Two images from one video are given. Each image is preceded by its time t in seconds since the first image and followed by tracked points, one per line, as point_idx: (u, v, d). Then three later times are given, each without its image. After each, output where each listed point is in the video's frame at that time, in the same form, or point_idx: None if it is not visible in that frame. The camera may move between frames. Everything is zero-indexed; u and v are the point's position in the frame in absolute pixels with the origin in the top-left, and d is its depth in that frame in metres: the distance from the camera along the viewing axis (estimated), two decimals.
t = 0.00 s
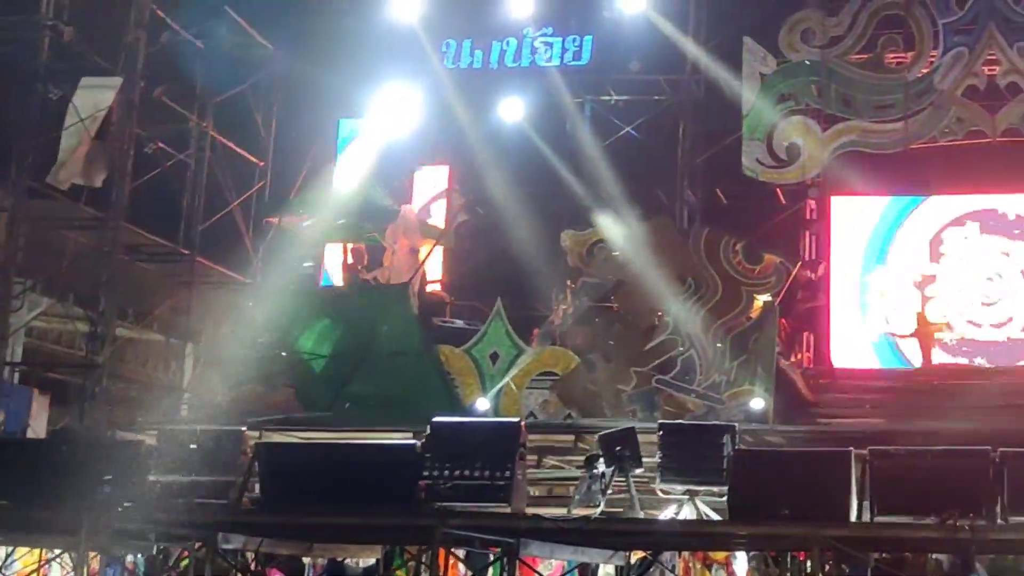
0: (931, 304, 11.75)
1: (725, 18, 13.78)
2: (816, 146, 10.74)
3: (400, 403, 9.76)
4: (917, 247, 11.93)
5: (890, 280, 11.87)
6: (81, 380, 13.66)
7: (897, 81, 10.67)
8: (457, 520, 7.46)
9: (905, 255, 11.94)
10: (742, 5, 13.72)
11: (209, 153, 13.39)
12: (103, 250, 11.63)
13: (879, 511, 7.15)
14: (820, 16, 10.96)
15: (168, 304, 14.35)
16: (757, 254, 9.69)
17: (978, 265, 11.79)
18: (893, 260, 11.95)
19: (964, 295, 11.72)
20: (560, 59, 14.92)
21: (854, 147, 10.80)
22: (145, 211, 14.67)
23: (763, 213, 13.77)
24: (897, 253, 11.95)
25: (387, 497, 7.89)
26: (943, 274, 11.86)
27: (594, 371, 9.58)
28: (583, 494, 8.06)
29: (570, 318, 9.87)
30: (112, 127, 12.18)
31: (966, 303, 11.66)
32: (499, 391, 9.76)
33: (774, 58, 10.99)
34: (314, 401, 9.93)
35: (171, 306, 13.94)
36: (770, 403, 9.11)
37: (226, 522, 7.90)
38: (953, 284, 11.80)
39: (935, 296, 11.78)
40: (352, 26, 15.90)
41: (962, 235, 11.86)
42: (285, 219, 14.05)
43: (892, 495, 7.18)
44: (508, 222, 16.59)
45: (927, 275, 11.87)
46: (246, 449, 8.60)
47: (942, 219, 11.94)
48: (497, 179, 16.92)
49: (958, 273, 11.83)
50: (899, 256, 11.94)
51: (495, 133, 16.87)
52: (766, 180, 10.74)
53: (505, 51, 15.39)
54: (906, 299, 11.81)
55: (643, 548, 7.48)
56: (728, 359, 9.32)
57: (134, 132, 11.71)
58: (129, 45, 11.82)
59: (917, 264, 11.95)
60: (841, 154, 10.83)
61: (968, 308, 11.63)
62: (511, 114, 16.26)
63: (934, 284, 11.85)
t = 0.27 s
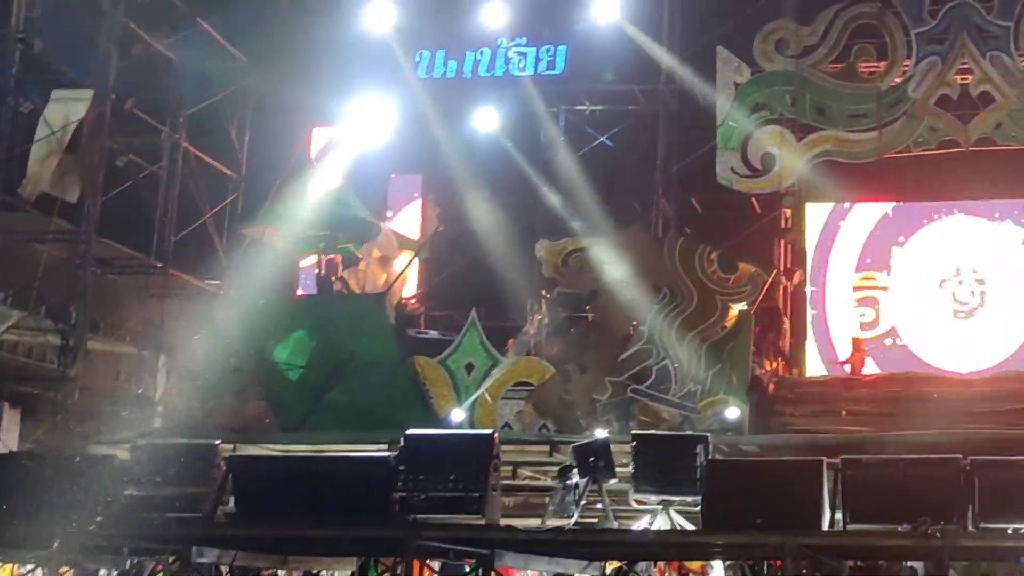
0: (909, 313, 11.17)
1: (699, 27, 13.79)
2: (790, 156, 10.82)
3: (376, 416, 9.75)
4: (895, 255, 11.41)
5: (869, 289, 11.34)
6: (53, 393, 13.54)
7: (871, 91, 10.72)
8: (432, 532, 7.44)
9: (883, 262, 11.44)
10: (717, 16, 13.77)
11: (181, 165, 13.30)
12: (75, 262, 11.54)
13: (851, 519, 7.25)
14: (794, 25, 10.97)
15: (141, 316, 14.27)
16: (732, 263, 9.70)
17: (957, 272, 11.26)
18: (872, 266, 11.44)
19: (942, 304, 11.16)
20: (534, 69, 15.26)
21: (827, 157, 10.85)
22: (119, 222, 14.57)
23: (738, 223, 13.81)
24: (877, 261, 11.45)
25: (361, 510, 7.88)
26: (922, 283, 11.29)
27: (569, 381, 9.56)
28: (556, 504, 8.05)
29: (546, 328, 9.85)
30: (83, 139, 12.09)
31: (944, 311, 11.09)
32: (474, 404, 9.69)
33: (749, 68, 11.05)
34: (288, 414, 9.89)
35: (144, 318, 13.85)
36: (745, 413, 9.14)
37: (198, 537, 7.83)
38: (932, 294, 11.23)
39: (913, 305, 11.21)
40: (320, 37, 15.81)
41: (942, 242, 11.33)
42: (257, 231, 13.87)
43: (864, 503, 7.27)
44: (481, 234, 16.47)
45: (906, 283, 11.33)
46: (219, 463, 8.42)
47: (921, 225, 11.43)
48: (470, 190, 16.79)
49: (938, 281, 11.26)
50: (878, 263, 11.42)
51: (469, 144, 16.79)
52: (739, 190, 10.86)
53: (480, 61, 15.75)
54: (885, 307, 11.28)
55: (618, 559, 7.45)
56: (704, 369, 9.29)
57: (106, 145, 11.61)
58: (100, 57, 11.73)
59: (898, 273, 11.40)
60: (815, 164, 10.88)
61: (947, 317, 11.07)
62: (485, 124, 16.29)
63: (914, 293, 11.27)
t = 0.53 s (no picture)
0: (895, 320, 11.82)
1: (681, 35, 13.78)
2: (773, 164, 10.90)
3: (357, 422, 9.65)
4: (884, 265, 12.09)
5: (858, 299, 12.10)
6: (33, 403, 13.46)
7: (852, 99, 10.78)
8: (416, 541, 7.53)
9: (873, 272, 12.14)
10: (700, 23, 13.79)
11: (162, 173, 13.22)
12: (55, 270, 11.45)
13: (830, 526, 7.30)
14: (775, 33, 11.00)
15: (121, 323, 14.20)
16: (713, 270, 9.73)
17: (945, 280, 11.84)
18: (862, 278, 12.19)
19: (929, 310, 11.73)
20: (516, 77, 15.13)
21: (809, 165, 10.91)
22: (100, 229, 14.50)
23: (720, 229, 13.87)
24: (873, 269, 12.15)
25: (341, 518, 7.83)
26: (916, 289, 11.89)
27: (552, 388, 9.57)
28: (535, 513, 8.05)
29: (528, 335, 9.85)
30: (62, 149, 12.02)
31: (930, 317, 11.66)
32: (455, 410, 9.72)
33: (730, 77, 11.10)
34: (270, 420, 9.78)
35: (124, 326, 13.77)
36: (727, 421, 9.09)
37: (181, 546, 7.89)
38: (919, 300, 11.84)
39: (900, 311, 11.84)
40: (302, 42, 15.37)
41: (930, 251, 11.96)
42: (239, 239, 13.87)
43: (845, 511, 7.31)
44: (463, 239, 16.60)
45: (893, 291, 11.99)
46: (202, 472, 8.25)
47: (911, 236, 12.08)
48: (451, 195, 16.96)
49: (926, 288, 11.85)
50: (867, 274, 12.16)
51: (451, 150, 16.82)
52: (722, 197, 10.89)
53: (461, 69, 15.66)
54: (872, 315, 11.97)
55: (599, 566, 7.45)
56: (687, 375, 9.30)
57: (86, 153, 11.52)
58: (79, 64, 11.65)
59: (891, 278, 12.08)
60: (797, 172, 10.94)
61: (933, 321, 11.63)
62: (467, 132, 16.34)
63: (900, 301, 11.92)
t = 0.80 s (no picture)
0: (884, 324, 12.13)
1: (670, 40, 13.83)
2: (762, 169, 10.87)
3: (346, 425, 9.64)
4: (870, 269, 12.37)
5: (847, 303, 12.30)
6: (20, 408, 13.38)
7: (841, 104, 10.80)
8: (407, 545, 7.57)
9: (862, 277, 12.42)
10: (688, 29, 13.84)
11: (150, 176, 13.17)
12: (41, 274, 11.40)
13: (817, 530, 7.31)
14: (765, 38, 11.02)
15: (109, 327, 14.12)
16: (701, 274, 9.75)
17: (933, 284, 12.19)
18: (849, 283, 12.43)
19: (917, 314, 12.10)
20: (505, 81, 15.08)
21: (798, 170, 10.94)
22: (87, 233, 14.44)
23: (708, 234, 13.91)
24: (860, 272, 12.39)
25: (329, 522, 7.82)
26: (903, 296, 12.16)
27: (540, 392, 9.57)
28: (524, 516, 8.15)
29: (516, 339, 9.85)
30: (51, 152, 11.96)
31: (919, 320, 12.02)
32: (443, 414, 9.72)
33: (720, 81, 11.14)
34: (259, 423, 9.72)
35: (111, 330, 13.72)
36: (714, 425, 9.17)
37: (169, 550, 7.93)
38: (907, 304, 12.17)
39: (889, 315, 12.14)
40: (290, 47, 15.20)
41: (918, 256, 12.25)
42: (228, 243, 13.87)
43: (832, 515, 7.32)
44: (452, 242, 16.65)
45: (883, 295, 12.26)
46: (189, 476, 8.22)
47: (898, 241, 12.33)
48: (442, 198, 16.93)
49: (913, 293, 12.24)
50: (852, 277, 12.42)
51: (439, 154, 16.87)
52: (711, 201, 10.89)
53: (448, 73, 15.46)
54: (861, 319, 12.23)
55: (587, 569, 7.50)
56: (675, 379, 9.33)
57: (74, 156, 11.46)
58: (68, 67, 11.58)
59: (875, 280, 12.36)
60: (786, 177, 10.95)
61: (924, 325, 12.01)
62: (456, 136, 16.33)
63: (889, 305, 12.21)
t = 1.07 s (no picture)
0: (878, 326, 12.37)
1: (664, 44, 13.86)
2: (756, 172, 10.89)
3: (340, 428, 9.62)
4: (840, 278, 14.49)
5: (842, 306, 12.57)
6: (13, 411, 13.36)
7: (835, 108, 10.83)
8: (397, 547, 7.55)
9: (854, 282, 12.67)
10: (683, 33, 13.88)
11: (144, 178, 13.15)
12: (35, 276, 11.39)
13: (810, 533, 7.32)
14: (760, 41, 11.08)
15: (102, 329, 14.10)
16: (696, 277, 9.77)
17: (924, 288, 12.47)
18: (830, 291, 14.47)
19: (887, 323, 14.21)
20: (500, 84, 15.06)
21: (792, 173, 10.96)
22: (82, 235, 14.42)
23: (703, 237, 13.94)
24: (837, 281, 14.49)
25: (323, 524, 7.82)
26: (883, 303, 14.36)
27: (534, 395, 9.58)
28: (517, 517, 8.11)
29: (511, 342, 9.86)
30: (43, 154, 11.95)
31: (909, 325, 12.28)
32: (436, 416, 9.78)
33: (714, 84, 11.16)
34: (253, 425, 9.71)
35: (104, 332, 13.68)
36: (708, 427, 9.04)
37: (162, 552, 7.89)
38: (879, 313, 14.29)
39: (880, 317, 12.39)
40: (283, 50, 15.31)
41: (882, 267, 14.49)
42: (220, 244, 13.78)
43: (824, 518, 7.33)
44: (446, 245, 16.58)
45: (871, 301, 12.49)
46: (184, 477, 8.26)
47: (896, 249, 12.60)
48: (436, 202, 16.74)
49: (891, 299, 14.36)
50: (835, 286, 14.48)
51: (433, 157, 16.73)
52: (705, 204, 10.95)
53: (442, 76, 15.49)
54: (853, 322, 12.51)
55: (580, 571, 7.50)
56: (669, 381, 9.28)
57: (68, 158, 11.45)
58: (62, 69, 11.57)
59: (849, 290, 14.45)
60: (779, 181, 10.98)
61: (907, 327, 14.14)
62: (449, 140, 16.16)
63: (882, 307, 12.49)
